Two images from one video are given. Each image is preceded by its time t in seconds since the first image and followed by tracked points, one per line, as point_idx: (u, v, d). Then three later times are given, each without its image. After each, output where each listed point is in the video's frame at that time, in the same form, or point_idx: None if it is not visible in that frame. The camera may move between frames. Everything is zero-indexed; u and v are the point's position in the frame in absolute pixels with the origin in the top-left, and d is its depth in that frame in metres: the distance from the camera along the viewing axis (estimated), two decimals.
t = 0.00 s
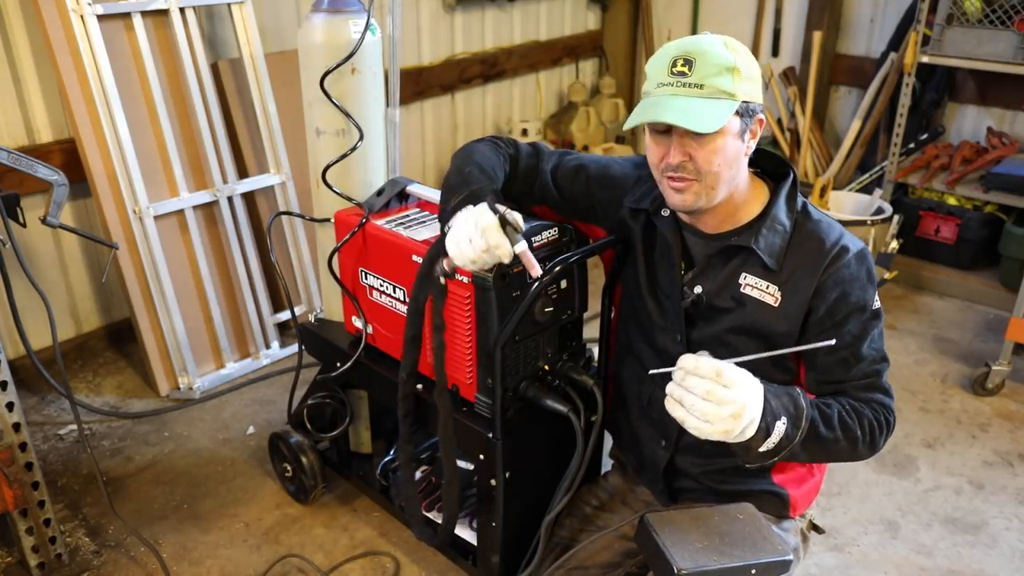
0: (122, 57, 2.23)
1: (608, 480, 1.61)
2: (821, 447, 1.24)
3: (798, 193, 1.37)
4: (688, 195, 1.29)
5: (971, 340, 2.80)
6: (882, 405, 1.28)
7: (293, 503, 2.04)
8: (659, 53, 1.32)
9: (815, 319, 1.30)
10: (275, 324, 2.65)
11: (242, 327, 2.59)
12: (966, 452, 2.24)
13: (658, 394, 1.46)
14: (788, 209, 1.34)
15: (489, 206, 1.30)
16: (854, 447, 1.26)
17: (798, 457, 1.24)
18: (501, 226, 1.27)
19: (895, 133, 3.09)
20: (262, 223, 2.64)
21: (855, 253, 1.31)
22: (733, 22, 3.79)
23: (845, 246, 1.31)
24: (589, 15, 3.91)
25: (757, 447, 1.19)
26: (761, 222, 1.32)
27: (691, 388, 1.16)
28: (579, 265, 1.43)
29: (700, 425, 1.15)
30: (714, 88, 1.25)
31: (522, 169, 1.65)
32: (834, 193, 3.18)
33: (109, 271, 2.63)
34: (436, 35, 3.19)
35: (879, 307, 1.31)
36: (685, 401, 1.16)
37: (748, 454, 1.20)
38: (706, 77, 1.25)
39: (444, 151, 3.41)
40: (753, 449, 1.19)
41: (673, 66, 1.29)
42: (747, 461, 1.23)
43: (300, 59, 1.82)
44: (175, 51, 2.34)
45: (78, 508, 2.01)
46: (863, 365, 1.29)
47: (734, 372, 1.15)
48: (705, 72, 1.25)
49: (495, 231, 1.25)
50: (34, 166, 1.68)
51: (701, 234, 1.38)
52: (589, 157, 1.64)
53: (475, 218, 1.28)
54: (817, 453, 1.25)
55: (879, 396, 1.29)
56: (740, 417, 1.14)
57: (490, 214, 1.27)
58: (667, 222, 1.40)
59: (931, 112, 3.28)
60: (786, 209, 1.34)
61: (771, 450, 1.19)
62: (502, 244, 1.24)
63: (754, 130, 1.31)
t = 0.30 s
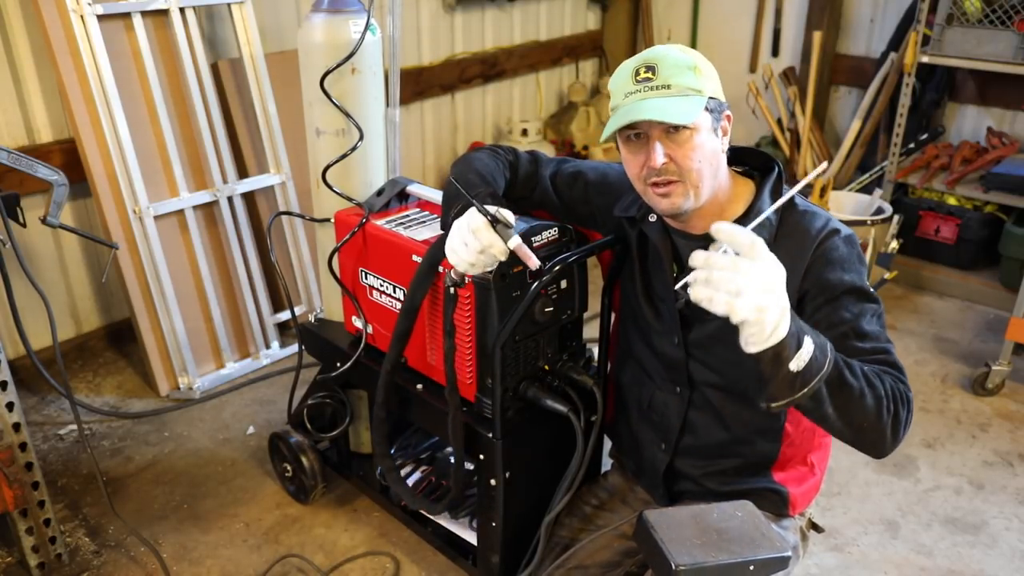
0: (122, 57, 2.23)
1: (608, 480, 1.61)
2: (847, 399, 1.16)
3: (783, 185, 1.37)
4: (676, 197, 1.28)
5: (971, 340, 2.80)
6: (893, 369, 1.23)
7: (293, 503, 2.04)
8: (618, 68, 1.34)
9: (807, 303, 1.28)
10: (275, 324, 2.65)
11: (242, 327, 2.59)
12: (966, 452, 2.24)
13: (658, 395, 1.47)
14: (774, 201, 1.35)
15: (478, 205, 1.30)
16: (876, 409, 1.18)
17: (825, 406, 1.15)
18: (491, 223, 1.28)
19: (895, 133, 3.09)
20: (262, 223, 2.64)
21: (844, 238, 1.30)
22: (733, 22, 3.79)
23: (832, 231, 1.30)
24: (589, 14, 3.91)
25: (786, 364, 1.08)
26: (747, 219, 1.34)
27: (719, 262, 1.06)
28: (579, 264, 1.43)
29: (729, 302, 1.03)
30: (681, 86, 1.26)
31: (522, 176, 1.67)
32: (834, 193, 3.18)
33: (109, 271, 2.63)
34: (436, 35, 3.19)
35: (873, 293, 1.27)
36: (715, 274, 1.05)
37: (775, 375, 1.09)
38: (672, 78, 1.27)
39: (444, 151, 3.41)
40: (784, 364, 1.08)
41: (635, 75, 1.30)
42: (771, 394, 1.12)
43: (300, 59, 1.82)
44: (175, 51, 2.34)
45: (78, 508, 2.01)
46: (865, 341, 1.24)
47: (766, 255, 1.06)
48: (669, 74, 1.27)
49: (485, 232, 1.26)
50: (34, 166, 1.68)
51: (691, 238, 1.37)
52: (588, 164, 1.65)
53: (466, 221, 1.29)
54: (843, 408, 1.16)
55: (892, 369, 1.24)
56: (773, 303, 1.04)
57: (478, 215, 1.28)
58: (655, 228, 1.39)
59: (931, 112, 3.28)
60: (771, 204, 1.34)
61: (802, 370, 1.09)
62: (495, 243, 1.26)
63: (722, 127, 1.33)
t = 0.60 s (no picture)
0: (122, 57, 2.23)
1: (609, 481, 1.61)
2: (842, 361, 1.14)
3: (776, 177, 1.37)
4: (672, 205, 1.27)
5: (971, 340, 2.80)
6: (896, 351, 1.23)
7: (293, 503, 2.04)
8: (602, 83, 1.34)
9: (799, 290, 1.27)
10: (275, 324, 2.65)
11: (242, 326, 2.59)
12: (966, 452, 2.24)
13: (658, 398, 1.47)
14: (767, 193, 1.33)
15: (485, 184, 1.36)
16: (872, 381, 1.16)
17: (821, 362, 1.14)
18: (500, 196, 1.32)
19: (895, 133, 3.09)
20: (262, 223, 2.64)
21: (837, 228, 1.30)
22: (734, 22, 3.79)
23: (825, 221, 1.29)
24: (589, 14, 3.91)
25: (787, 295, 1.11)
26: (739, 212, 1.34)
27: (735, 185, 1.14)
28: (578, 265, 1.43)
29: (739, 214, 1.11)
30: (666, 94, 1.26)
31: (523, 177, 1.68)
32: (834, 193, 3.18)
33: (109, 271, 2.63)
34: (436, 35, 3.19)
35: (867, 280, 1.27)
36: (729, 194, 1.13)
37: (773, 307, 1.11)
38: (657, 86, 1.27)
39: (444, 151, 3.41)
40: (784, 294, 1.10)
41: (619, 87, 1.30)
42: (766, 329, 1.13)
43: (300, 59, 1.82)
44: (175, 51, 2.34)
45: (78, 508, 2.01)
46: (857, 321, 1.23)
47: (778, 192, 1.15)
48: (654, 83, 1.27)
49: (494, 201, 1.30)
50: (34, 166, 1.68)
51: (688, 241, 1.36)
52: (590, 166, 1.65)
53: (475, 198, 1.33)
54: (838, 371, 1.15)
55: (888, 349, 1.23)
56: (780, 226, 1.10)
57: (487, 189, 1.33)
58: (648, 230, 1.41)
59: (931, 112, 3.28)
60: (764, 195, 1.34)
61: (802, 306, 1.11)
62: (505, 212, 1.29)
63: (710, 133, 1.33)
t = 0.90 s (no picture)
0: (122, 57, 2.23)
1: (609, 481, 1.61)
2: (790, 379, 1.16)
3: (772, 179, 1.39)
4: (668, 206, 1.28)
5: (971, 340, 2.80)
6: (861, 375, 1.22)
7: (293, 503, 2.04)
8: (592, 88, 1.34)
9: (789, 297, 1.28)
10: (275, 324, 2.65)
11: (242, 326, 2.59)
12: (966, 452, 2.24)
13: (658, 398, 1.47)
14: (761, 197, 1.36)
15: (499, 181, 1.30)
16: (821, 400, 1.17)
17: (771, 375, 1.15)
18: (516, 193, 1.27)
19: (895, 133, 3.09)
20: (262, 223, 2.64)
21: (829, 231, 1.30)
22: (734, 22, 3.79)
23: (817, 225, 1.30)
24: (589, 15, 3.91)
25: (736, 317, 1.12)
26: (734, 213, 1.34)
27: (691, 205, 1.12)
28: (578, 264, 1.43)
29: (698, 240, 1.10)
30: (656, 96, 1.27)
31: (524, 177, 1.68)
32: (834, 193, 3.18)
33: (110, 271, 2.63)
34: (436, 35, 3.19)
35: (855, 285, 1.25)
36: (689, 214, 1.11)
37: (723, 328, 1.13)
38: (646, 88, 1.27)
39: (444, 151, 3.41)
40: (732, 317, 1.12)
41: (609, 91, 1.31)
42: (718, 350, 1.15)
43: (300, 59, 1.82)
44: (175, 51, 2.34)
45: (78, 508, 2.01)
46: (831, 335, 1.22)
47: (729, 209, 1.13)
48: (643, 85, 1.28)
49: (514, 201, 1.25)
50: (34, 166, 1.68)
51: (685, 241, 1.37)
52: (590, 167, 1.66)
53: (490, 196, 1.28)
54: (787, 387, 1.16)
55: (856, 368, 1.22)
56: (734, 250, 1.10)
57: (503, 187, 1.27)
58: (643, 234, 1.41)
59: (931, 112, 3.28)
60: (759, 200, 1.35)
61: (749, 327, 1.13)
62: (525, 210, 1.24)
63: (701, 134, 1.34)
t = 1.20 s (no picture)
0: (122, 57, 2.23)
1: (609, 481, 1.61)
2: (773, 398, 1.18)
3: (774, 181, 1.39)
4: (672, 204, 1.29)
5: (971, 340, 2.80)
6: (848, 386, 1.21)
7: (293, 503, 2.04)
8: (597, 83, 1.33)
9: (790, 300, 1.29)
10: (275, 324, 2.65)
11: (242, 326, 2.59)
12: (966, 452, 2.24)
13: (659, 398, 1.47)
14: (764, 197, 1.37)
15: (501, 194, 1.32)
16: (806, 415, 1.19)
17: (759, 396, 1.19)
18: (516, 206, 1.29)
19: (895, 133, 3.09)
20: (262, 223, 2.64)
21: (830, 235, 1.30)
22: (734, 22, 3.79)
23: (819, 228, 1.30)
24: (589, 14, 3.91)
25: (718, 351, 1.15)
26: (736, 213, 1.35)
27: (663, 254, 1.13)
28: (578, 264, 1.43)
29: (673, 291, 1.11)
30: (661, 92, 1.27)
31: (524, 177, 1.67)
32: (834, 193, 3.18)
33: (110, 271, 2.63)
34: (436, 35, 3.19)
35: (855, 291, 1.26)
36: (660, 264, 1.13)
37: (707, 362, 1.16)
38: (652, 85, 1.27)
39: (444, 151, 3.41)
40: (714, 351, 1.15)
41: (615, 88, 1.30)
42: (704, 381, 1.18)
43: (300, 60, 1.82)
44: (175, 51, 2.34)
45: (78, 508, 2.01)
46: (828, 345, 1.23)
47: (703, 249, 1.14)
48: (648, 82, 1.28)
49: (513, 213, 1.27)
50: (34, 166, 1.68)
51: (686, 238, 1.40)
52: (589, 168, 1.65)
53: (490, 211, 1.30)
54: (773, 406, 1.19)
55: (846, 378, 1.22)
56: (710, 293, 1.12)
57: (502, 200, 1.29)
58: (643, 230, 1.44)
59: (931, 112, 3.27)
60: (761, 202, 1.36)
61: (732, 358, 1.15)
62: (524, 222, 1.27)
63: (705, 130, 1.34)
